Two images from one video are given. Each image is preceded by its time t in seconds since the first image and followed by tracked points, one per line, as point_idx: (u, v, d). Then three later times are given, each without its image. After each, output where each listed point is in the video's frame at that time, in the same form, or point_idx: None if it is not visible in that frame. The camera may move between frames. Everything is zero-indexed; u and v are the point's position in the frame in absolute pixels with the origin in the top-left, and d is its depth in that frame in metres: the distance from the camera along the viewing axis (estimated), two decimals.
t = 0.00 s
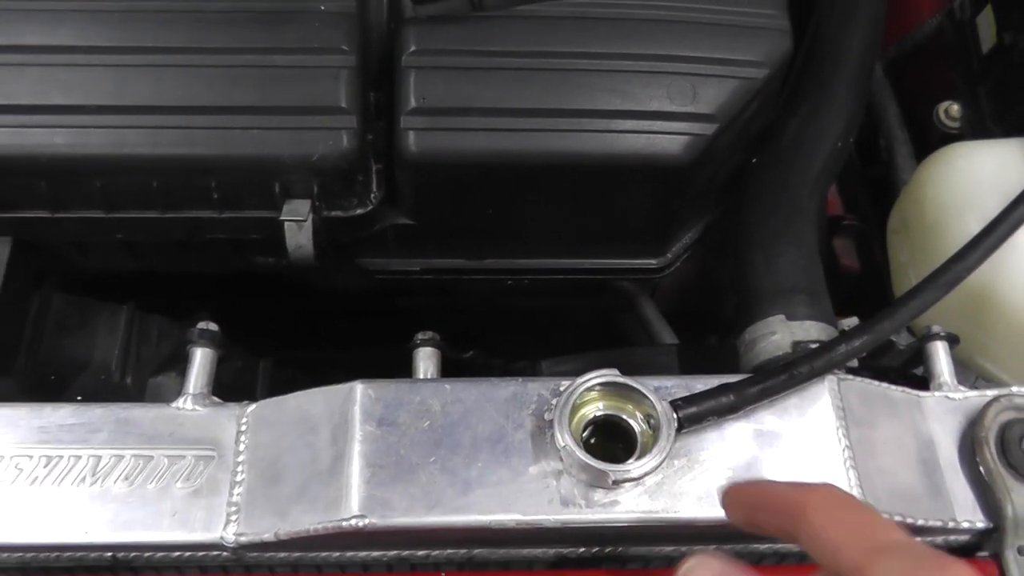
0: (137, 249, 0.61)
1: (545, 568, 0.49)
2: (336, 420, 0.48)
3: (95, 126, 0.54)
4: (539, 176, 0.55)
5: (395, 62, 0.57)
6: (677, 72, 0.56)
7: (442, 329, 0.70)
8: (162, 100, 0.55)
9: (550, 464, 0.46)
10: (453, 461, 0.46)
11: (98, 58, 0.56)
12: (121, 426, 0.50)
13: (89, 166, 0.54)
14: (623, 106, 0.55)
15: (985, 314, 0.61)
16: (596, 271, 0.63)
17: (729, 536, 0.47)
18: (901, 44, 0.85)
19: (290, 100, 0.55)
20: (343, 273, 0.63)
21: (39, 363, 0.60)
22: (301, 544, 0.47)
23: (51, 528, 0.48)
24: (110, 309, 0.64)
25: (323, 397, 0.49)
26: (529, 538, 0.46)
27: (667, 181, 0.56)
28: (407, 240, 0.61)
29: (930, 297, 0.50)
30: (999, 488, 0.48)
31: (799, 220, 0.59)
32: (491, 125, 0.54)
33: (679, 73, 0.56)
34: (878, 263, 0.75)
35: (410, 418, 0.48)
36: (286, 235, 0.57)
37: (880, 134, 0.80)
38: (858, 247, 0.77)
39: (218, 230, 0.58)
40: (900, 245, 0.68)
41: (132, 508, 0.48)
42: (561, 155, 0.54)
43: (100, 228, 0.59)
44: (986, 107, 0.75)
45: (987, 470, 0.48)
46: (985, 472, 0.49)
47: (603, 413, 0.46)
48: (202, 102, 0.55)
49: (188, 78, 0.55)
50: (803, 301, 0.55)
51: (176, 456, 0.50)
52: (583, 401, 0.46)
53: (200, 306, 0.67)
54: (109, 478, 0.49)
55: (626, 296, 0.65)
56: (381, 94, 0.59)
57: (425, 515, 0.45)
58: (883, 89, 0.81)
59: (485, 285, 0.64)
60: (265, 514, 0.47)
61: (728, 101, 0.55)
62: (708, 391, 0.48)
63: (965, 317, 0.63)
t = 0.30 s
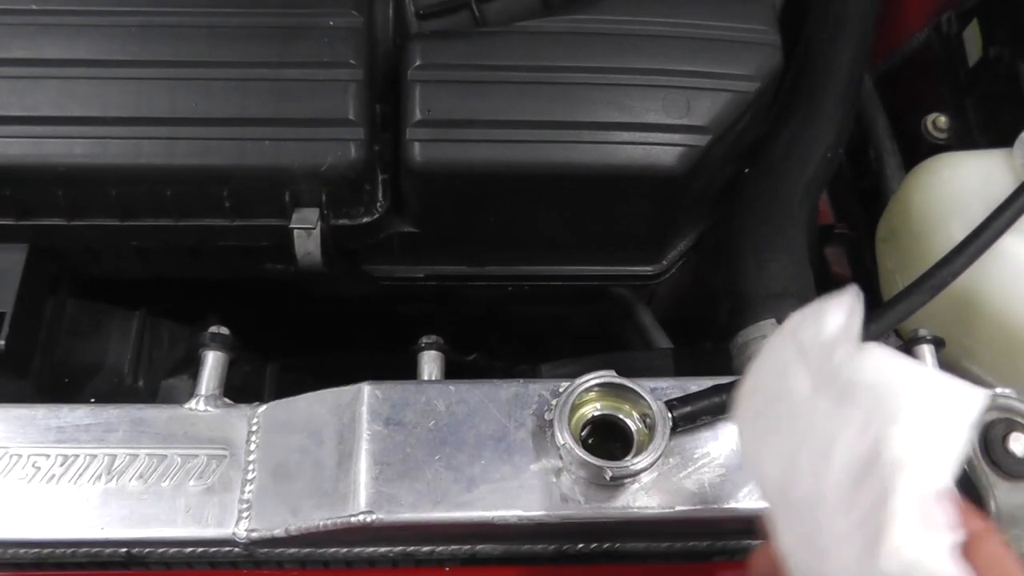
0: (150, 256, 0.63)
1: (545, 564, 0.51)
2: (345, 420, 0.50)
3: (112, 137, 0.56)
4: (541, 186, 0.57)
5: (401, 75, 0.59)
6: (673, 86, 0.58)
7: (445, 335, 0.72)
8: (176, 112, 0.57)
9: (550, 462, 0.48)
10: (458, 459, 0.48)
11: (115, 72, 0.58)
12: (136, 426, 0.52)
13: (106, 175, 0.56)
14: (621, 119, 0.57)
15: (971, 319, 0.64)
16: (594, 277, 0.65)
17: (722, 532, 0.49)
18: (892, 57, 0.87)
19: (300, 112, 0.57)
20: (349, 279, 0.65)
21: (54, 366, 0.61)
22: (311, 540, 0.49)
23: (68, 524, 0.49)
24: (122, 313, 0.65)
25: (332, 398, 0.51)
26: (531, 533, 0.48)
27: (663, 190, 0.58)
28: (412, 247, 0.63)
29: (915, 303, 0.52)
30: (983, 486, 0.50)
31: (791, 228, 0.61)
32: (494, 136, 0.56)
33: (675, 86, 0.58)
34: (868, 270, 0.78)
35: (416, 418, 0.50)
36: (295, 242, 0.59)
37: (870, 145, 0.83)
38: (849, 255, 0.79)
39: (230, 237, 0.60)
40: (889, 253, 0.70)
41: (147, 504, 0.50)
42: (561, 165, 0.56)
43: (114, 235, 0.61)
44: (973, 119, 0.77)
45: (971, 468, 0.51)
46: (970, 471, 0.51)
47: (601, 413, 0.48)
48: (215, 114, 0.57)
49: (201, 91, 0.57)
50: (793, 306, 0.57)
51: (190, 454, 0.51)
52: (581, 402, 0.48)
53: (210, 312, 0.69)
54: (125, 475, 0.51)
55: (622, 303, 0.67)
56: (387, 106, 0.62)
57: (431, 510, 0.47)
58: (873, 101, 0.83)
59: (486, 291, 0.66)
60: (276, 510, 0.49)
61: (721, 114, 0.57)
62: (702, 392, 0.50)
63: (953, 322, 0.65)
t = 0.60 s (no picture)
0: (157, 259, 0.64)
1: (551, 561, 0.51)
2: (354, 419, 0.51)
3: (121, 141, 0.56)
4: (545, 187, 0.57)
5: (406, 79, 0.59)
6: (675, 88, 0.59)
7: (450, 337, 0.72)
8: (184, 116, 0.57)
9: (557, 459, 0.48)
10: (466, 457, 0.49)
11: (123, 76, 0.58)
12: (144, 427, 0.53)
13: (114, 179, 0.56)
14: (625, 120, 0.57)
15: (971, 319, 0.64)
16: (597, 278, 0.66)
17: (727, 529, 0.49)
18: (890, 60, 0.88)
19: (307, 116, 0.57)
20: (354, 282, 0.65)
21: (62, 369, 0.62)
22: (320, 538, 0.49)
23: (77, 524, 0.49)
24: (129, 317, 0.66)
25: (340, 397, 0.52)
26: (538, 531, 0.49)
27: (666, 191, 0.58)
28: (418, 249, 0.63)
29: (917, 301, 0.53)
30: (985, 482, 0.50)
31: (793, 228, 0.61)
32: (499, 139, 0.56)
33: (677, 89, 0.58)
34: (868, 272, 0.78)
35: (424, 417, 0.50)
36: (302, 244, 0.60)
37: (869, 147, 0.83)
38: (850, 258, 0.80)
39: (237, 240, 0.61)
40: (890, 255, 0.71)
41: (156, 503, 0.50)
42: (565, 167, 0.56)
43: (122, 239, 0.61)
44: (970, 121, 0.78)
45: (973, 465, 0.51)
46: (972, 468, 0.51)
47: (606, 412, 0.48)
48: (223, 118, 0.57)
49: (209, 95, 0.58)
50: (796, 305, 0.57)
51: (198, 454, 0.52)
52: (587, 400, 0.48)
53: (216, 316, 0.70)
54: (134, 475, 0.51)
55: (625, 306, 0.68)
56: (393, 110, 0.62)
57: (440, 507, 0.47)
58: (871, 103, 0.84)
59: (491, 293, 0.66)
60: (285, 509, 0.49)
61: (722, 115, 0.58)
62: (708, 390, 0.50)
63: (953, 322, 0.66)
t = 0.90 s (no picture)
0: (159, 263, 0.64)
1: (554, 563, 0.52)
2: (357, 421, 0.51)
3: (124, 145, 0.57)
4: (547, 191, 0.58)
5: (408, 82, 0.60)
6: (674, 91, 0.59)
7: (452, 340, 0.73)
8: (186, 120, 0.57)
9: (560, 461, 0.48)
10: (469, 459, 0.49)
11: (126, 81, 0.58)
12: (147, 430, 0.53)
13: (117, 183, 0.57)
14: (626, 123, 0.58)
15: (970, 320, 0.65)
16: (598, 281, 0.66)
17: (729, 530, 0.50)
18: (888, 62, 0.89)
19: (310, 120, 0.57)
20: (356, 285, 0.66)
21: (64, 373, 0.62)
22: (324, 541, 0.49)
23: (81, 528, 0.49)
24: (132, 321, 0.66)
25: (343, 399, 0.52)
26: (542, 532, 0.49)
27: (667, 194, 0.58)
28: (420, 252, 0.63)
29: (917, 302, 0.53)
30: (986, 482, 0.51)
31: (793, 230, 0.62)
32: (501, 142, 0.57)
33: (677, 92, 0.59)
34: (868, 275, 0.78)
35: (427, 419, 0.50)
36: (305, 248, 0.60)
37: (868, 149, 0.84)
38: (848, 259, 0.81)
39: (240, 244, 0.61)
40: (890, 257, 0.71)
41: (160, 507, 0.50)
42: (567, 170, 0.56)
43: (124, 243, 0.61)
44: (968, 123, 0.78)
45: (974, 466, 0.51)
46: (972, 468, 0.51)
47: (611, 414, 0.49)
48: (225, 122, 0.57)
49: (212, 99, 0.58)
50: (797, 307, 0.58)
51: (201, 458, 0.52)
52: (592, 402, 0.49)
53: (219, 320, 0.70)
54: (137, 479, 0.51)
55: (626, 308, 0.68)
56: (394, 113, 0.62)
57: (443, 510, 0.47)
58: (869, 104, 0.84)
59: (492, 296, 0.67)
60: (289, 512, 0.49)
61: (722, 118, 0.58)
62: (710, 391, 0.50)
63: (952, 323, 0.66)
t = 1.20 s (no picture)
0: (164, 267, 0.64)
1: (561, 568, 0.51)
2: (364, 426, 0.51)
3: (130, 149, 0.57)
4: (552, 195, 0.57)
5: (415, 87, 0.60)
6: (680, 96, 0.59)
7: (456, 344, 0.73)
8: (192, 125, 0.57)
9: (567, 466, 0.48)
10: (477, 463, 0.49)
11: (133, 84, 0.59)
12: (153, 435, 0.53)
13: (123, 187, 0.57)
14: (632, 128, 0.58)
15: (973, 326, 0.65)
16: (603, 285, 0.66)
17: (736, 535, 0.49)
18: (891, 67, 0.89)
19: (316, 124, 0.57)
20: (362, 289, 0.66)
21: (68, 378, 0.61)
22: (330, 546, 0.49)
23: (87, 533, 0.49)
24: (136, 325, 0.65)
25: (350, 404, 0.52)
26: (549, 537, 0.49)
27: (672, 200, 0.59)
28: (426, 257, 0.63)
29: (922, 308, 0.53)
30: (992, 488, 0.51)
31: (798, 235, 0.62)
32: (507, 147, 0.57)
33: (682, 97, 0.59)
34: (869, 280, 0.79)
35: (434, 423, 0.50)
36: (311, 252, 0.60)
37: (872, 155, 0.84)
38: (851, 264, 0.80)
39: (246, 248, 0.61)
40: (893, 263, 0.72)
41: (166, 511, 0.50)
42: (573, 174, 0.57)
43: (130, 248, 0.61)
44: (971, 129, 0.78)
45: (980, 470, 0.51)
46: (978, 473, 0.51)
47: (618, 417, 0.48)
48: (232, 125, 0.57)
49: (218, 103, 0.58)
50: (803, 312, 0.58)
51: (208, 462, 0.52)
52: (600, 405, 0.48)
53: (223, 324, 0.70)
54: (143, 484, 0.51)
55: (630, 313, 0.68)
56: (401, 117, 0.63)
57: (450, 514, 0.47)
58: (873, 111, 0.86)
59: (498, 300, 0.67)
60: (297, 516, 0.50)
61: (728, 123, 0.58)
62: (717, 397, 0.50)
63: (957, 328, 0.66)
